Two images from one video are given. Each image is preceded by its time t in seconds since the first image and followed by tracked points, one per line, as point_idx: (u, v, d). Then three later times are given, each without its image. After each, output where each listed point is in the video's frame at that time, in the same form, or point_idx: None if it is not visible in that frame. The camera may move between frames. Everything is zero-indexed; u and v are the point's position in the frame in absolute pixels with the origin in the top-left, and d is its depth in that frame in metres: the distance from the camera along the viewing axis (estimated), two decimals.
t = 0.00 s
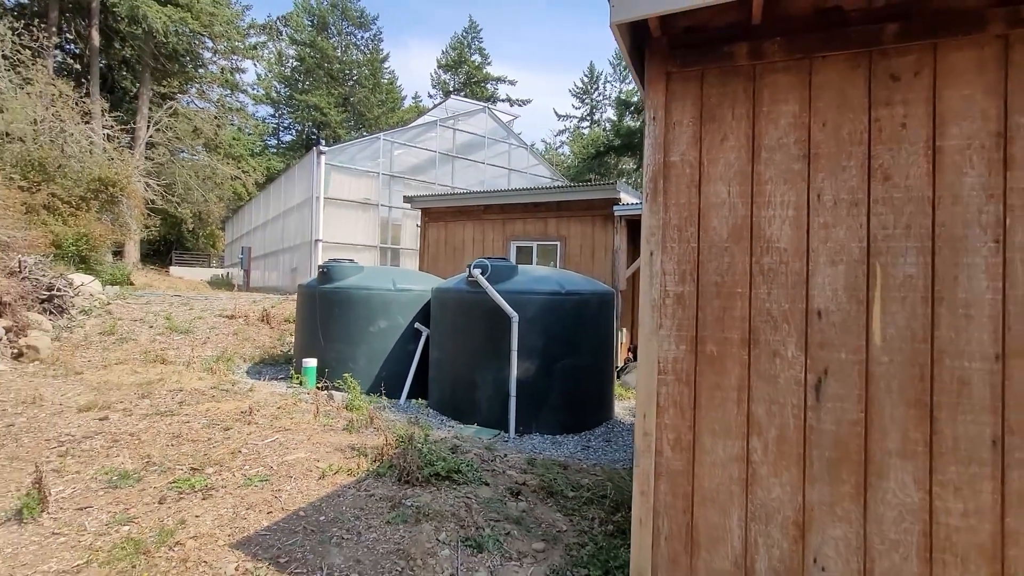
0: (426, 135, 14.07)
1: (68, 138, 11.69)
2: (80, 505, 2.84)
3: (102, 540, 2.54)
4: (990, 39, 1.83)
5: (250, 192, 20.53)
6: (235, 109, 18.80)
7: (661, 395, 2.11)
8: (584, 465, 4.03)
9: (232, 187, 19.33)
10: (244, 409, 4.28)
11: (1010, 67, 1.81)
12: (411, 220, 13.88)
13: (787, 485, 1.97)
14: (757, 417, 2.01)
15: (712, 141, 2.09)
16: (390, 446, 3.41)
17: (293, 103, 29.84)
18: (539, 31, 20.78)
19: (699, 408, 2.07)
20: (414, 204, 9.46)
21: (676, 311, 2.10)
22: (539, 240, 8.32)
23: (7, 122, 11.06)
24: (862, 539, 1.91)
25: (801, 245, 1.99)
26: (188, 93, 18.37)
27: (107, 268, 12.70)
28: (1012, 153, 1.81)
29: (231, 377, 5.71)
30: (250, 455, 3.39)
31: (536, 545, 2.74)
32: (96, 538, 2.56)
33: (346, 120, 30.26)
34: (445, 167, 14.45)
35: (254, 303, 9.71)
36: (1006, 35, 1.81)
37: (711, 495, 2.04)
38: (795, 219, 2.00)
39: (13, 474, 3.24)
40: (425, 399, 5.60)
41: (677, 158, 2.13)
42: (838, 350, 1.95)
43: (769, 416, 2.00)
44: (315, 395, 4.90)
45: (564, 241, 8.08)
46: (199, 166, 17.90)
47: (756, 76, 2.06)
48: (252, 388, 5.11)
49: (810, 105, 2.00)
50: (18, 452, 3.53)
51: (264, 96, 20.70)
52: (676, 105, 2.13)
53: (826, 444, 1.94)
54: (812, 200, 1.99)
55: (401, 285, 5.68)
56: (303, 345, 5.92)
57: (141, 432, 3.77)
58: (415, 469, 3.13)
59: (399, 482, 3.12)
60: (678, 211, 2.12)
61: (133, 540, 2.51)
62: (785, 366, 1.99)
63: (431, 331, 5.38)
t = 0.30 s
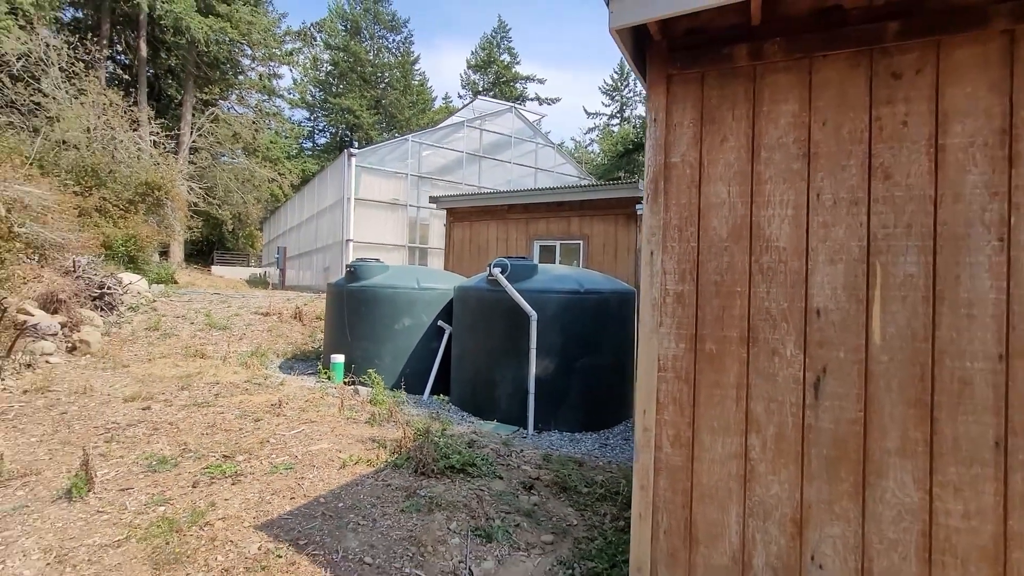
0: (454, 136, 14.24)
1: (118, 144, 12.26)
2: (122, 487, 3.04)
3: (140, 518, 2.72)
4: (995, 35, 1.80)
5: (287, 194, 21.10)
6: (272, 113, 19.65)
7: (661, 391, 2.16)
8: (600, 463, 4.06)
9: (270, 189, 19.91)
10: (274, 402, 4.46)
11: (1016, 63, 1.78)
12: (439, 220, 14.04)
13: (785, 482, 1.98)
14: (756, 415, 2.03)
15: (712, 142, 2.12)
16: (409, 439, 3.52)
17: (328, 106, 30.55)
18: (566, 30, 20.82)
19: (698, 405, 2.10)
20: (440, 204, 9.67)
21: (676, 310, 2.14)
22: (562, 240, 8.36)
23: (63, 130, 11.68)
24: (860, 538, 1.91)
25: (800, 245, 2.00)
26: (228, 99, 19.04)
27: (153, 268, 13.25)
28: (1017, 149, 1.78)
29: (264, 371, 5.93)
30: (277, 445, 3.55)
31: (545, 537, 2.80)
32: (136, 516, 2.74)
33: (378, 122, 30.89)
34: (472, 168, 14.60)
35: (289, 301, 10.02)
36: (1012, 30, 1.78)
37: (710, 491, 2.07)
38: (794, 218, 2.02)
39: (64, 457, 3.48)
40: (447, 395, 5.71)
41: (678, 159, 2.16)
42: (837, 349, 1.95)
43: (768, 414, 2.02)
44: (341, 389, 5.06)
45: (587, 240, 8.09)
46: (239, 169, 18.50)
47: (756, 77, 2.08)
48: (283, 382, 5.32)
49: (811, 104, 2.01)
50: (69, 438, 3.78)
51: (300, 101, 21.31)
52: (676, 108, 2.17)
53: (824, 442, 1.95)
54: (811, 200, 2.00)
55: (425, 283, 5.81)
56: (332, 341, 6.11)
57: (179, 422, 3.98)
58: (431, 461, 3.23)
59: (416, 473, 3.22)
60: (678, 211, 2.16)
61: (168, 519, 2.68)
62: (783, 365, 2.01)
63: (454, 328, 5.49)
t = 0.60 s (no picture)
0: (480, 137, 14.36)
1: (162, 151, 12.78)
2: (163, 472, 3.22)
3: (178, 501, 2.88)
4: (1000, 31, 1.79)
5: (319, 196, 21.60)
6: (305, 118, 20.01)
7: (666, 388, 2.20)
8: (617, 461, 4.09)
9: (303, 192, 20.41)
10: (303, 397, 4.62)
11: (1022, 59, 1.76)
12: (465, 220, 14.19)
13: (788, 479, 2.01)
14: (758, 412, 2.06)
15: (716, 142, 2.16)
16: (428, 433, 3.62)
17: (358, 110, 31.11)
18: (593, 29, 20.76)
19: (702, 401, 2.14)
20: (464, 205, 9.86)
21: (680, 308, 2.19)
22: (584, 239, 8.40)
23: (111, 139, 12.26)
24: (861, 535, 1.91)
25: (803, 243, 2.02)
26: (264, 106, 19.49)
27: (193, 268, 13.73)
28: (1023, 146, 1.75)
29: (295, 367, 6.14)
30: (305, 437, 3.69)
31: (557, 530, 2.86)
32: (175, 499, 2.91)
33: (407, 124, 31.37)
34: (497, 168, 14.72)
35: (320, 300, 10.28)
36: (1018, 26, 1.76)
37: (714, 486, 2.11)
38: (797, 218, 2.04)
39: (111, 444, 3.69)
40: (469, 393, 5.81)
41: (683, 160, 2.22)
42: (839, 347, 1.96)
43: (770, 411, 2.04)
44: (366, 385, 5.21)
45: (610, 239, 8.10)
46: (273, 174, 18.98)
47: (759, 78, 2.11)
48: (311, 378, 5.51)
49: (814, 104, 2.03)
50: (116, 427, 4.01)
51: (332, 105, 21.74)
52: (681, 110, 2.23)
53: (827, 439, 1.96)
54: (814, 199, 2.01)
55: (448, 283, 5.92)
56: (359, 340, 6.27)
57: (214, 414, 4.17)
58: (448, 455, 3.32)
59: (434, 466, 3.32)
60: (682, 211, 2.21)
61: (203, 502, 2.83)
62: (785, 362, 2.03)
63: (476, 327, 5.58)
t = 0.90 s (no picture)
0: (488, 138, 14.48)
1: (177, 154, 13.02)
2: (178, 461, 3.36)
3: (193, 487, 3.02)
4: (973, 34, 1.85)
5: (330, 197, 21.85)
6: (316, 120, 20.33)
7: (655, 378, 2.31)
8: (618, 455, 4.17)
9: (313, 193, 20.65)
10: (312, 392, 4.75)
11: (993, 61, 1.83)
12: (473, 220, 14.31)
13: (770, 465, 2.09)
14: (742, 402, 2.14)
15: (702, 143, 2.26)
16: (432, 426, 3.73)
17: (368, 112, 31.37)
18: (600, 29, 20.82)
19: (689, 391, 2.24)
20: (470, 205, 9.99)
21: (668, 302, 2.30)
22: (589, 238, 8.47)
23: (128, 143, 12.53)
24: (840, 520, 1.99)
25: (785, 240, 2.11)
26: (276, 108, 19.71)
27: (207, 269, 13.97)
28: (994, 144, 1.82)
29: (305, 364, 6.28)
30: (313, 429, 3.81)
31: (555, 519, 2.96)
32: (190, 485, 3.04)
33: (417, 126, 31.60)
34: (505, 169, 14.84)
35: (330, 300, 10.44)
36: (990, 28, 1.82)
37: (700, 473, 2.20)
38: (780, 215, 2.12)
39: (129, 435, 3.84)
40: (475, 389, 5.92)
41: (671, 159, 2.32)
42: (820, 339, 2.04)
43: (753, 401, 2.13)
44: (374, 381, 5.34)
45: (614, 238, 8.16)
46: (285, 175, 19.25)
47: (744, 80, 2.19)
48: (321, 374, 5.65)
49: (796, 106, 2.11)
50: (134, 419, 4.17)
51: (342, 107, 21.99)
52: (668, 112, 2.33)
53: (807, 428, 2.04)
54: (795, 197, 2.10)
55: (454, 281, 6.03)
56: (367, 337, 6.41)
57: (227, 407, 4.31)
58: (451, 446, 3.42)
59: (437, 457, 3.43)
60: (671, 209, 2.31)
61: (216, 488, 2.96)
62: (768, 354, 2.11)
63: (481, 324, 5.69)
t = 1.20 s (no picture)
0: (498, 140, 14.63)
1: (194, 157, 13.30)
2: (197, 452, 3.53)
3: (211, 476, 3.18)
4: (945, 45, 1.95)
5: (342, 199, 22.13)
6: (329, 123, 20.62)
7: (646, 374, 2.43)
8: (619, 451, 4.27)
9: (326, 195, 20.94)
10: (324, 389, 4.91)
11: (963, 72, 1.93)
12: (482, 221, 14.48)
13: (754, 457, 2.20)
14: (728, 396, 2.26)
15: (690, 150, 2.38)
16: (438, 421, 3.88)
17: (380, 114, 31.70)
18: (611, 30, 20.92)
19: (677, 386, 2.36)
20: (479, 206, 10.14)
21: (658, 301, 2.42)
22: (596, 239, 8.58)
23: (148, 147, 12.84)
24: (820, 508, 2.09)
25: (768, 241, 2.22)
26: (290, 112, 19.99)
27: (223, 270, 14.25)
28: (964, 151, 1.92)
29: (318, 362, 6.46)
30: (324, 424, 3.97)
31: (554, 510, 3.08)
32: (208, 474, 3.21)
33: (428, 128, 31.88)
34: (514, 170, 14.98)
35: (342, 300, 10.63)
36: (961, 41, 1.92)
37: (687, 464, 2.32)
38: (763, 218, 2.23)
39: (151, 428, 4.03)
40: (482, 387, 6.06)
41: (660, 165, 2.44)
42: (800, 337, 2.15)
43: (738, 395, 2.24)
44: (383, 379, 5.49)
45: (621, 239, 8.27)
46: (299, 177, 19.56)
47: (729, 90, 2.31)
48: (332, 372, 5.81)
49: (778, 114, 2.22)
50: (154, 413, 4.35)
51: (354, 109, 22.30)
52: (658, 121, 2.45)
53: (789, 421, 2.15)
54: (778, 201, 2.21)
55: (462, 282, 6.18)
56: (377, 336, 6.57)
57: (243, 403, 4.49)
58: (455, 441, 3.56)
59: (442, 450, 3.57)
60: (661, 213, 2.44)
61: (233, 477, 3.13)
62: (752, 350, 2.22)
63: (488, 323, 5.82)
